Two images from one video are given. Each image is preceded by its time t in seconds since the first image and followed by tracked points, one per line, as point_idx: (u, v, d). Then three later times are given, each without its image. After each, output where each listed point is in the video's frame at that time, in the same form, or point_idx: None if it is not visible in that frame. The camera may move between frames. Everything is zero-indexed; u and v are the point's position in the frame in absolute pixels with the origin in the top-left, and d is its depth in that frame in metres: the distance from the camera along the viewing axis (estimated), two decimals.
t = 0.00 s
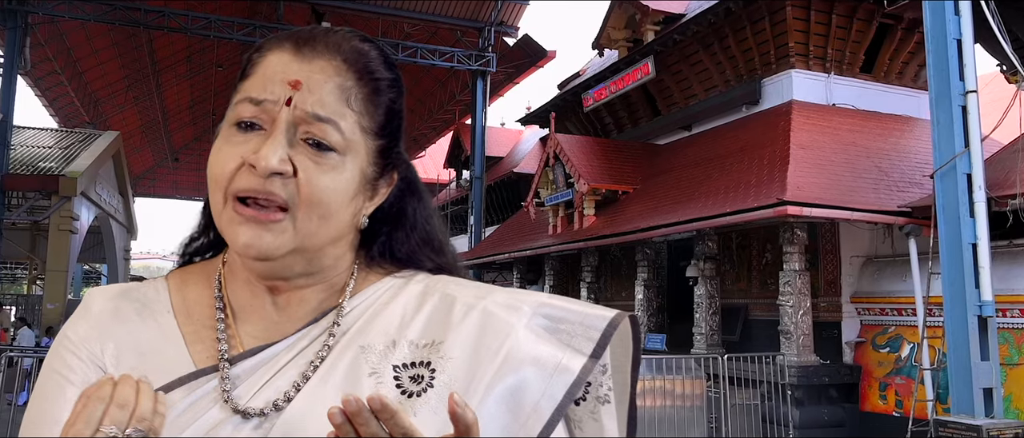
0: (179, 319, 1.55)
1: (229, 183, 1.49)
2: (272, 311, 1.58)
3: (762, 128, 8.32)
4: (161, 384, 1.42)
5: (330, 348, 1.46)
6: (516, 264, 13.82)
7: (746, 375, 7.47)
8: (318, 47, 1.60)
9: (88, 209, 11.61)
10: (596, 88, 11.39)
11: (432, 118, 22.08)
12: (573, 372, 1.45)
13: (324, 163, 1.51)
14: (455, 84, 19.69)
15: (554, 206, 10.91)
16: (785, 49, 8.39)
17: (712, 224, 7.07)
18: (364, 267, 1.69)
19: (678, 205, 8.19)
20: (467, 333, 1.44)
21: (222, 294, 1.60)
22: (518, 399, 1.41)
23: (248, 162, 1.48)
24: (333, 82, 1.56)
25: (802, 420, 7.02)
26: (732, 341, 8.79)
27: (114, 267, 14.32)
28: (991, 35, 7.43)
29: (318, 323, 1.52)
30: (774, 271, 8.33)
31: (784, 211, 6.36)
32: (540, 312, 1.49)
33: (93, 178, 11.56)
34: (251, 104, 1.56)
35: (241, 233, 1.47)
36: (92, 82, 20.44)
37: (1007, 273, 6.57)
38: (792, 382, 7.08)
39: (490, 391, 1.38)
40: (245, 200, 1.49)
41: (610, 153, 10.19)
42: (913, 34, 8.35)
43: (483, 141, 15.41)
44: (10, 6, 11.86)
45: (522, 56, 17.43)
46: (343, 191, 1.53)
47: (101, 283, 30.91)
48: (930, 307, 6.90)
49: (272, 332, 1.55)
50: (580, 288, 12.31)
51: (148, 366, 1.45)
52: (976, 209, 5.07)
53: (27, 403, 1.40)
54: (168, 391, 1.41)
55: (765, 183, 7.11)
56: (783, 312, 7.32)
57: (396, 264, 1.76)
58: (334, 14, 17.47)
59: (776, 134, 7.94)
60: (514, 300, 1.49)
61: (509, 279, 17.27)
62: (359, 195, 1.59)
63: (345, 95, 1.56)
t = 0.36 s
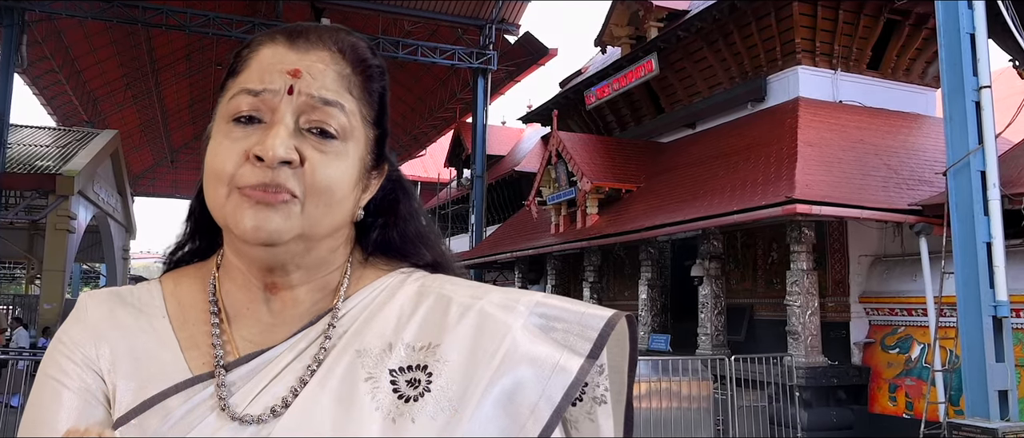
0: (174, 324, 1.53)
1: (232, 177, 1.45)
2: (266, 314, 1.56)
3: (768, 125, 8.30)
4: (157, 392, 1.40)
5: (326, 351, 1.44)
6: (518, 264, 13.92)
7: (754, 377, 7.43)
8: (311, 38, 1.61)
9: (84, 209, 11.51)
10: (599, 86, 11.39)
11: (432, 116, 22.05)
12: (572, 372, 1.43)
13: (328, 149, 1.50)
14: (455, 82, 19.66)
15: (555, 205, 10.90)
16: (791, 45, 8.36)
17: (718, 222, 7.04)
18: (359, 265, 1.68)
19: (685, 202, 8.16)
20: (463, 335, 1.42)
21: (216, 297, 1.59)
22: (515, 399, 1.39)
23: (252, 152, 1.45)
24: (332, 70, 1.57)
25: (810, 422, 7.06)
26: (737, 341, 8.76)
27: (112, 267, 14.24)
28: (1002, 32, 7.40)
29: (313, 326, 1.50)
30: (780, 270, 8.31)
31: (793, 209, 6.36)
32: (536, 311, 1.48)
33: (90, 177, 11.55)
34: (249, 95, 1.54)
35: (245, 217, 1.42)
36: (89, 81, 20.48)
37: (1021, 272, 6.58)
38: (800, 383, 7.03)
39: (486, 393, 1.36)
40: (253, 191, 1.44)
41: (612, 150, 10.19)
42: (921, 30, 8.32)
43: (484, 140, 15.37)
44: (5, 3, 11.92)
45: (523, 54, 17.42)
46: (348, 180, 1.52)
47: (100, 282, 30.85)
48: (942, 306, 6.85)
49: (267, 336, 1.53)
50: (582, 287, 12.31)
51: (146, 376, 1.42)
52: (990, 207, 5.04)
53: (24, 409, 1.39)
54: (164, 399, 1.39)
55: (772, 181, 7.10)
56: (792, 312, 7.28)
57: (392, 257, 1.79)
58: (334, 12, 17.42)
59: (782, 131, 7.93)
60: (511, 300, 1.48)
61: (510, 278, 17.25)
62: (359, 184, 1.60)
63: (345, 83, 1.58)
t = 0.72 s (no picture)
0: (177, 326, 1.51)
1: (227, 179, 1.43)
2: (269, 316, 1.54)
3: (775, 122, 8.29)
4: (161, 394, 1.37)
5: (330, 353, 1.41)
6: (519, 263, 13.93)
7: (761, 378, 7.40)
8: (291, 34, 1.60)
9: (82, 208, 11.56)
10: (602, 83, 11.43)
11: (433, 115, 22.04)
12: (574, 375, 1.40)
13: (319, 141, 1.49)
14: (456, 81, 19.64)
15: (557, 204, 10.85)
16: (798, 41, 8.31)
17: (725, 220, 7.02)
18: (361, 265, 1.66)
19: (690, 200, 8.14)
20: (466, 338, 1.41)
21: (219, 297, 1.57)
22: (517, 402, 1.37)
23: (244, 151, 1.44)
24: (315, 63, 1.56)
25: (818, 424, 7.03)
26: (743, 342, 8.76)
27: (110, 267, 14.18)
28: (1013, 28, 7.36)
29: (316, 328, 1.47)
30: (786, 269, 8.29)
31: (802, 207, 6.30)
32: (538, 314, 1.47)
33: (87, 176, 11.48)
34: (235, 97, 1.52)
35: (243, 221, 1.40)
36: (87, 79, 20.43)
37: None
38: (808, 385, 7.06)
39: (489, 395, 1.35)
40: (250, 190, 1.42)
41: (614, 148, 10.18)
42: (929, 26, 8.26)
43: (484, 139, 15.34)
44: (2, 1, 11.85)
45: (524, 52, 17.40)
46: (342, 170, 1.51)
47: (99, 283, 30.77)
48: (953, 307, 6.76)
49: (271, 337, 1.51)
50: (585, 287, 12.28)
51: (152, 378, 1.40)
52: (1005, 205, 4.99)
53: (27, 415, 1.35)
54: (170, 401, 1.36)
55: (780, 178, 7.08)
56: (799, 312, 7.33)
57: (393, 256, 1.76)
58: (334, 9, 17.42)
59: (790, 127, 7.91)
60: (513, 303, 1.47)
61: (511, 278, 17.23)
62: (354, 174, 1.59)
63: (328, 74, 1.57)
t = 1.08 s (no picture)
0: (183, 324, 1.50)
1: (230, 191, 1.42)
2: (277, 315, 1.52)
3: (782, 119, 8.27)
4: (168, 390, 1.37)
5: (337, 354, 1.40)
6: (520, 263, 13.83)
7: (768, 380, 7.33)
8: (275, 40, 1.55)
9: (80, 207, 11.53)
10: (604, 81, 11.30)
11: (433, 114, 22.04)
12: (579, 381, 1.39)
13: (315, 143, 1.47)
14: (456, 79, 19.63)
15: (560, 202, 10.80)
16: (805, 37, 8.27)
17: (733, 218, 6.98)
18: (368, 265, 1.64)
19: (695, 198, 8.11)
20: (472, 340, 1.40)
21: (224, 297, 1.56)
22: (523, 405, 1.36)
23: (243, 163, 1.42)
24: (303, 65, 1.53)
25: (827, 426, 6.93)
26: (748, 342, 8.83)
27: (108, 267, 14.12)
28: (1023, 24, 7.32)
29: (323, 328, 1.45)
30: (793, 269, 8.25)
31: (812, 205, 6.20)
32: (545, 318, 1.45)
33: (84, 175, 11.44)
34: (227, 110, 1.49)
35: (251, 233, 1.40)
36: (85, 79, 20.38)
37: None
38: (816, 386, 6.95)
39: (495, 397, 1.34)
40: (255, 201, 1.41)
41: (618, 146, 10.15)
42: (938, 22, 8.14)
43: (486, 138, 15.31)
44: None
45: (525, 50, 17.39)
46: (342, 171, 1.50)
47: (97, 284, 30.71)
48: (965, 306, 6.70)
49: (278, 336, 1.49)
50: (587, 287, 12.27)
51: (158, 376, 1.39)
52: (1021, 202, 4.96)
53: (31, 408, 1.40)
54: (178, 397, 1.36)
55: (789, 176, 7.04)
56: (806, 312, 7.21)
57: (397, 252, 1.77)
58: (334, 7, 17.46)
59: (797, 124, 7.89)
60: (520, 307, 1.45)
61: (512, 278, 17.21)
62: (354, 169, 1.57)
63: (317, 75, 1.53)
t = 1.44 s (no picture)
0: (191, 321, 1.53)
1: (215, 205, 1.44)
2: (286, 313, 1.56)
3: (788, 115, 8.24)
4: (177, 383, 1.40)
5: (346, 353, 1.44)
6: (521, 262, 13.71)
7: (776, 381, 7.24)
8: (250, 52, 1.52)
9: (77, 207, 11.50)
10: (607, 77, 11.28)
11: (433, 113, 22.03)
12: (587, 382, 1.44)
13: (295, 155, 1.45)
14: (456, 77, 19.62)
15: (562, 201, 10.86)
16: (812, 32, 8.22)
17: (743, 216, 6.92)
18: (377, 267, 1.68)
19: (701, 196, 8.07)
20: (482, 340, 1.45)
21: (232, 296, 1.59)
22: (532, 404, 1.41)
23: (224, 181, 1.43)
24: (279, 74, 1.49)
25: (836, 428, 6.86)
26: (754, 342, 8.78)
27: (108, 267, 14.07)
28: None
29: (332, 327, 1.50)
30: (800, 268, 8.21)
31: (822, 202, 6.17)
32: (554, 321, 1.50)
33: (81, 173, 11.41)
34: (209, 126, 1.49)
35: (241, 247, 1.43)
36: (84, 77, 20.33)
37: None
38: (825, 388, 6.86)
39: (504, 395, 1.39)
40: (237, 216, 1.43)
41: (621, 143, 10.17)
42: (946, 17, 8.13)
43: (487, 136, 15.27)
44: None
45: (526, 48, 17.36)
46: (331, 178, 1.48)
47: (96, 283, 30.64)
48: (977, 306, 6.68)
49: (286, 334, 1.53)
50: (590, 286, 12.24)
51: (168, 370, 1.42)
52: None
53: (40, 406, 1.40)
54: (182, 392, 1.40)
55: (797, 173, 7.01)
56: (815, 312, 7.09)
57: (398, 253, 1.81)
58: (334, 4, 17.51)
59: (805, 120, 7.85)
60: (528, 308, 1.51)
61: (513, 277, 17.18)
62: (345, 171, 1.55)
63: (293, 84, 1.49)
